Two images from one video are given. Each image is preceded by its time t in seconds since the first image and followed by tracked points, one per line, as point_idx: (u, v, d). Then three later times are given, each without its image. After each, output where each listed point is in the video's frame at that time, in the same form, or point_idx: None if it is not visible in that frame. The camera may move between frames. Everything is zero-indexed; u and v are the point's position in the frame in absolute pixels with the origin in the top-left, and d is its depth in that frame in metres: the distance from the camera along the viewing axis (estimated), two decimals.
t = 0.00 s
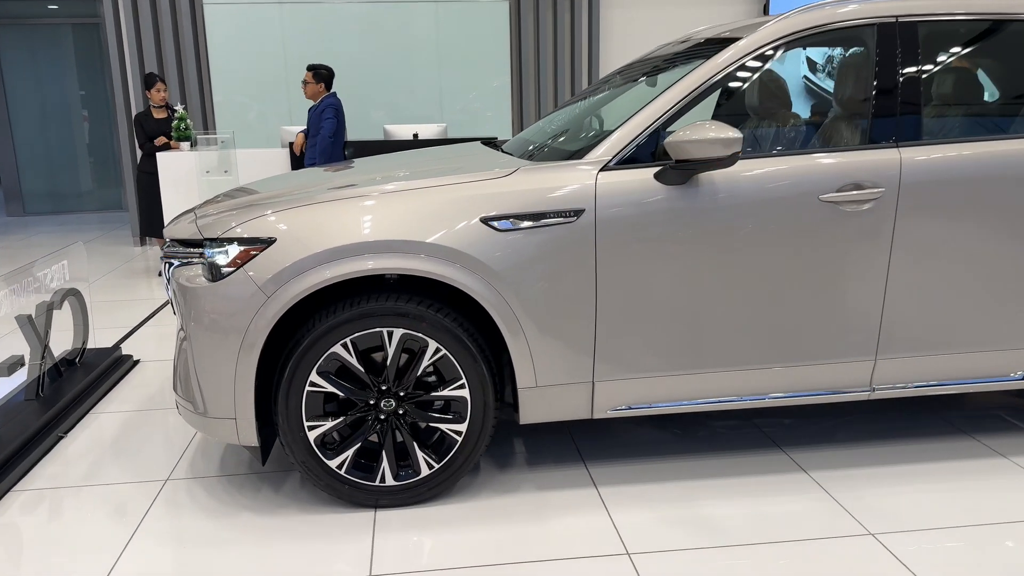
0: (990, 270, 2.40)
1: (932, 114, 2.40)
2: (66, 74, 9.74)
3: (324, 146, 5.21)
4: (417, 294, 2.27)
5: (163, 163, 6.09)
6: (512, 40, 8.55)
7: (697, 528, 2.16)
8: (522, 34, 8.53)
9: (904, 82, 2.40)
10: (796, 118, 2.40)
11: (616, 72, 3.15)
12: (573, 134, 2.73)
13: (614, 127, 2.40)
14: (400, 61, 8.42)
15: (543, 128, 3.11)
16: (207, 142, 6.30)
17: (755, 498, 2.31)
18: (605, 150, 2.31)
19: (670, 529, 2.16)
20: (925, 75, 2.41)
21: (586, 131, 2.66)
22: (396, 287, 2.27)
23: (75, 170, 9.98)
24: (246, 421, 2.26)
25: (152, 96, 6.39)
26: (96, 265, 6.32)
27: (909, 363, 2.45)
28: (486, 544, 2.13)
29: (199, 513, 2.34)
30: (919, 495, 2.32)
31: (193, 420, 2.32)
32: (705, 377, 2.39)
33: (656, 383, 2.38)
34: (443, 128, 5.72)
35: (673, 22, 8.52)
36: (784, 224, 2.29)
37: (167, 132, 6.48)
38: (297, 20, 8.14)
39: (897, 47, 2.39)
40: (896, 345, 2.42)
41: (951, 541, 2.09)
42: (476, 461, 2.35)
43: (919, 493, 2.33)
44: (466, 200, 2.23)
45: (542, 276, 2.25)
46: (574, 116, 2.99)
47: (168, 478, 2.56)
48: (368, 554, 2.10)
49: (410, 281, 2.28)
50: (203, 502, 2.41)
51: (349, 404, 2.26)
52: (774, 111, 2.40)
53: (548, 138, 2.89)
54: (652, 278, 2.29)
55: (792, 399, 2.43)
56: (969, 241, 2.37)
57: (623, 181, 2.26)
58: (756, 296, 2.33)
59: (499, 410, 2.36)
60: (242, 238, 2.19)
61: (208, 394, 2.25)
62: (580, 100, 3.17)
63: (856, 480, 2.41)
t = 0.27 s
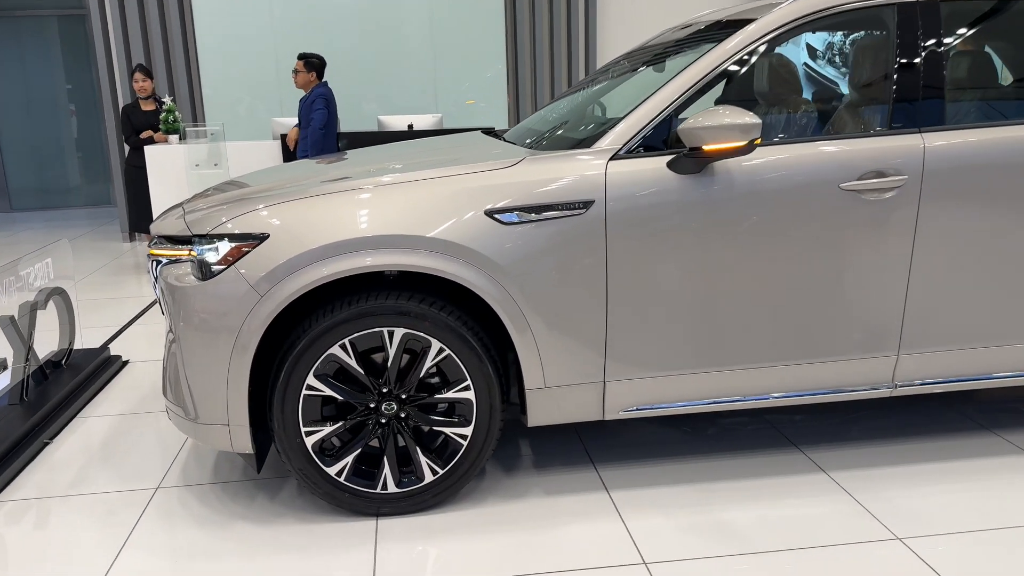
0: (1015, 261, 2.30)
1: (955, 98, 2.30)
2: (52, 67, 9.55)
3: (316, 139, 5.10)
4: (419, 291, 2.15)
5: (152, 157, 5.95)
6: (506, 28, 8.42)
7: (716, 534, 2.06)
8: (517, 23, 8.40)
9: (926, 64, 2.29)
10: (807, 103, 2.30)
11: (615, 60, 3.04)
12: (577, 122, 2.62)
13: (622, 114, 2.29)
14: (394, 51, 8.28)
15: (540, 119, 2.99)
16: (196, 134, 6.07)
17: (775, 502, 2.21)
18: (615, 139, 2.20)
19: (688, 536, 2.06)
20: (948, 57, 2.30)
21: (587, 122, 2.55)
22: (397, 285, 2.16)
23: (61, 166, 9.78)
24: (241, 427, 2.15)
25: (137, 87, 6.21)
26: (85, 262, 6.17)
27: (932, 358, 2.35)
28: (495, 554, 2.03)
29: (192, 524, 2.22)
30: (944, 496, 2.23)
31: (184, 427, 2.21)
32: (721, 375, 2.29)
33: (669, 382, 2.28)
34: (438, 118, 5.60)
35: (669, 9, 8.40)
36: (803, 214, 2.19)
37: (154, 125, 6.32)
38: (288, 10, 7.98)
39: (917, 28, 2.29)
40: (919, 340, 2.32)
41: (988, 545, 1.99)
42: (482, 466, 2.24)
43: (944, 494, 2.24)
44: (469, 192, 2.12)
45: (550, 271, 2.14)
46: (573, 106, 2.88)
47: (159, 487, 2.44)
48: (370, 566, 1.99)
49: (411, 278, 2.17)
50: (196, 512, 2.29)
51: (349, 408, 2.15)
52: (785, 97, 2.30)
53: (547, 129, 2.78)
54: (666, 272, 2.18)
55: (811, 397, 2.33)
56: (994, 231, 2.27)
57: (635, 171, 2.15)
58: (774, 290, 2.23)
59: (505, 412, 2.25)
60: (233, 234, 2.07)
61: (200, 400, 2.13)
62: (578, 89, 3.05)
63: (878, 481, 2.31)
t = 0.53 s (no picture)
0: None
1: (986, 79, 2.18)
2: (30, 60, 9.32)
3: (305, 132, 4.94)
4: (423, 291, 2.02)
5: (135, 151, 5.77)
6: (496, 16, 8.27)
7: (742, 545, 1.95)
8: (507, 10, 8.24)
9: (955, 44, 2.18)
10: (822, 87, 2.17)
11: (618, 44, 2.91)
12: (582, 109, 2.49)
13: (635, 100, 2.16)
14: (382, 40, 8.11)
15: (540, 108, 2.87)
16: (182, 127, 5.83)
17: (801, 507, 2.09)
18: (629, 125, 2.07)
19: (712, 546, 1.94)
20: (977, 36, 2.19)
21: (592, 110, 2.42)
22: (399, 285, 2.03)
23: (42, 160, 9.56)
24: (235, 439, 2.02)
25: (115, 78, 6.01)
26: (68, 260, 6.00)
27: (961, 353, 2.24)
28: (508, 570, 1.90)
29: (184, 541, 2.09)
30: (977, 498, 2.12)
31: (174, 438, 2.07)
32: (742, 375, 2.17)
33: (688, 383, 2.16)
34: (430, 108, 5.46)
35: None
36: (828, 205, 2.07)
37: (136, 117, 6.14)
38: None
39: (946, 6, 2.17)
40: (948, 335, 2.22)
41: None
42: (492, 475, 2.12)
43: (977, 496, 2.13)
44: (474, 185, 1.99)
45: (561, 268, 2.01)
46: (575, 93, 2.75)
47: (148, 501, 2.31)
48: None
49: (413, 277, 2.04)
50: (188, 528, 2.16)
51: (349, 416, 2.02)
52: (795, 81, 2.18)
53: (548, 118, 2.65)
54: (684, 268, 2.06)
55: (835, 396, 2.22)
56: None
57: (650, 160, 2.02)
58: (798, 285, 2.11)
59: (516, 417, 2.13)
60: (223, 233, 1.93)
61: (191, 410, 2.00)
62: (581, 76, 2.92)
63: (907, 483, 2.20)
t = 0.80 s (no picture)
0: None
1: (1004, 64, 2.13)
2: (10, 54, 9.15)
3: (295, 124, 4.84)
4: (429, 291, 1.95)
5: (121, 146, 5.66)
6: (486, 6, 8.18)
7: (762, 548, 1.89)
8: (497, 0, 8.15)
9: (972, 30, 2.12)
10: (827, 75, 2.10)
11: (621, 35, 2.83)
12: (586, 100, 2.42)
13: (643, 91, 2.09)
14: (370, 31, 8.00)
15: (540, 100, 2.80)
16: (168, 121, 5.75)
17: (819, 508, 2.04)
18: (639, 116, 2.00)
19: (731, 550, 1.88)
20: (994, 21, 2.13)
21: (596, 101, 2.35)
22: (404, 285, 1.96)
23: (24, 157, 9.40)
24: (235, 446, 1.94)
25: (97, 72, 5.88)
26: (54, 258, 5.88)
27: (979, 347, 2.19)
28: None
29: (184, 552, 2.01)
30: (998, 495, 2.07)
31: (171, 446, 2.00)
32: (757, 373, 2.11)
33: (702, 382, 2.09)
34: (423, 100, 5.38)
35: None
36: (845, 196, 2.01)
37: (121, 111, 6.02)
38: None
39: None
40: (966, 329, 2.16)
41: None
42: (501, 479, 2.05)
43: (998, 493, 2.08)
44: (481, 180, 1.91)
45: (572, 265, 1.94)
46: (576, 85, 2.68)
47: (144, 510, 2.23)
48: None
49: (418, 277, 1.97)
50: (187, 538, 2.08)
51: (354, 421, 1.95)
52: (802, 69, 2.10)
53: (550, 110, 2.58)
54: (698, 263, 1.99)
55: (852, 393, 2.17)
56: None
57: (662, 152, 1.96)
58: (815, 279, 2.05)
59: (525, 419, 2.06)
60: (219, 232, 1.85)
61: (188, 417, 1.92)
62: (583, 65, 2.85)
63: (926, 480, 2.15)
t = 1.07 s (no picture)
0: None
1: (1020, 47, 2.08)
2: None
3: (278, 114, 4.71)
4: (439, 286, 1.88)
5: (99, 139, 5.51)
6: None
7: (785, 545, 1.84)
8: None
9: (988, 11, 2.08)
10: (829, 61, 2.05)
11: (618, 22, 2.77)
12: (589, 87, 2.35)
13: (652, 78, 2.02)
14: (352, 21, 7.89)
15: (537, 89, 2.73)
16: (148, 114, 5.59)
17: (839, 503, 2.00)
18: (652, 103, 1.93)
19: (754, 548, 1.84)
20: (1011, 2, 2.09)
21: (600, 87, 2.28)
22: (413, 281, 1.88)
23: None
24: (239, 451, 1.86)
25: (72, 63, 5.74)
26: (31, 255, 5.73)
27: (997, 336, 2.15)
28: None
29: (186, 563, 1.93)
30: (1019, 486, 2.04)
31: (171, 453, 1.91)
32: (775, 366, 2.06)
33: (720, 377, 2.04)
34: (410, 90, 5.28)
35: None
36: (863, 183, 1.96)
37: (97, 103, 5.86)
38: None
39: None
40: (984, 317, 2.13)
41: None
42: (515, 480, 1.99)
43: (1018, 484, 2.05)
44: (492, 170, 1.84)
45: (586, 258, 1.88)
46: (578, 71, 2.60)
47: (141, 519, 2.14)
48: None
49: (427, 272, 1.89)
50: (188, 548, 2.00)
51: (363, 424, 1.87)
52: (804, 54, 2.04)
53: (552, 97, 2.51)
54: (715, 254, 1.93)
55: (870, 384, 2.12)
56: None
57: (677, 139, 1.89)
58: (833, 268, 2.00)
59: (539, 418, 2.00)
60: (216, 229, 1.76)
61: (189, 423, 1.83)
62: (584, 50, 2.77)
63: (945, 472, 2.11)
